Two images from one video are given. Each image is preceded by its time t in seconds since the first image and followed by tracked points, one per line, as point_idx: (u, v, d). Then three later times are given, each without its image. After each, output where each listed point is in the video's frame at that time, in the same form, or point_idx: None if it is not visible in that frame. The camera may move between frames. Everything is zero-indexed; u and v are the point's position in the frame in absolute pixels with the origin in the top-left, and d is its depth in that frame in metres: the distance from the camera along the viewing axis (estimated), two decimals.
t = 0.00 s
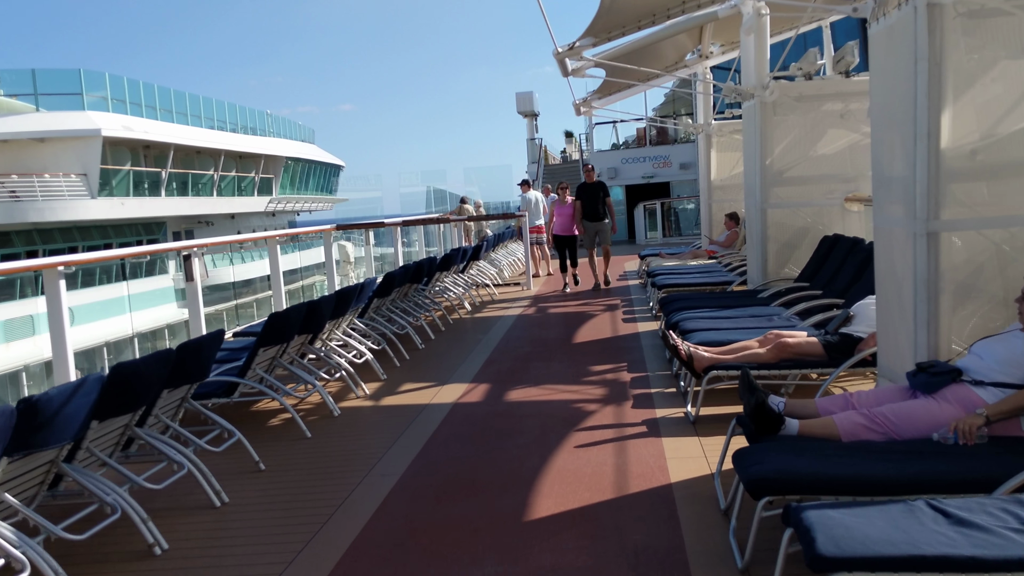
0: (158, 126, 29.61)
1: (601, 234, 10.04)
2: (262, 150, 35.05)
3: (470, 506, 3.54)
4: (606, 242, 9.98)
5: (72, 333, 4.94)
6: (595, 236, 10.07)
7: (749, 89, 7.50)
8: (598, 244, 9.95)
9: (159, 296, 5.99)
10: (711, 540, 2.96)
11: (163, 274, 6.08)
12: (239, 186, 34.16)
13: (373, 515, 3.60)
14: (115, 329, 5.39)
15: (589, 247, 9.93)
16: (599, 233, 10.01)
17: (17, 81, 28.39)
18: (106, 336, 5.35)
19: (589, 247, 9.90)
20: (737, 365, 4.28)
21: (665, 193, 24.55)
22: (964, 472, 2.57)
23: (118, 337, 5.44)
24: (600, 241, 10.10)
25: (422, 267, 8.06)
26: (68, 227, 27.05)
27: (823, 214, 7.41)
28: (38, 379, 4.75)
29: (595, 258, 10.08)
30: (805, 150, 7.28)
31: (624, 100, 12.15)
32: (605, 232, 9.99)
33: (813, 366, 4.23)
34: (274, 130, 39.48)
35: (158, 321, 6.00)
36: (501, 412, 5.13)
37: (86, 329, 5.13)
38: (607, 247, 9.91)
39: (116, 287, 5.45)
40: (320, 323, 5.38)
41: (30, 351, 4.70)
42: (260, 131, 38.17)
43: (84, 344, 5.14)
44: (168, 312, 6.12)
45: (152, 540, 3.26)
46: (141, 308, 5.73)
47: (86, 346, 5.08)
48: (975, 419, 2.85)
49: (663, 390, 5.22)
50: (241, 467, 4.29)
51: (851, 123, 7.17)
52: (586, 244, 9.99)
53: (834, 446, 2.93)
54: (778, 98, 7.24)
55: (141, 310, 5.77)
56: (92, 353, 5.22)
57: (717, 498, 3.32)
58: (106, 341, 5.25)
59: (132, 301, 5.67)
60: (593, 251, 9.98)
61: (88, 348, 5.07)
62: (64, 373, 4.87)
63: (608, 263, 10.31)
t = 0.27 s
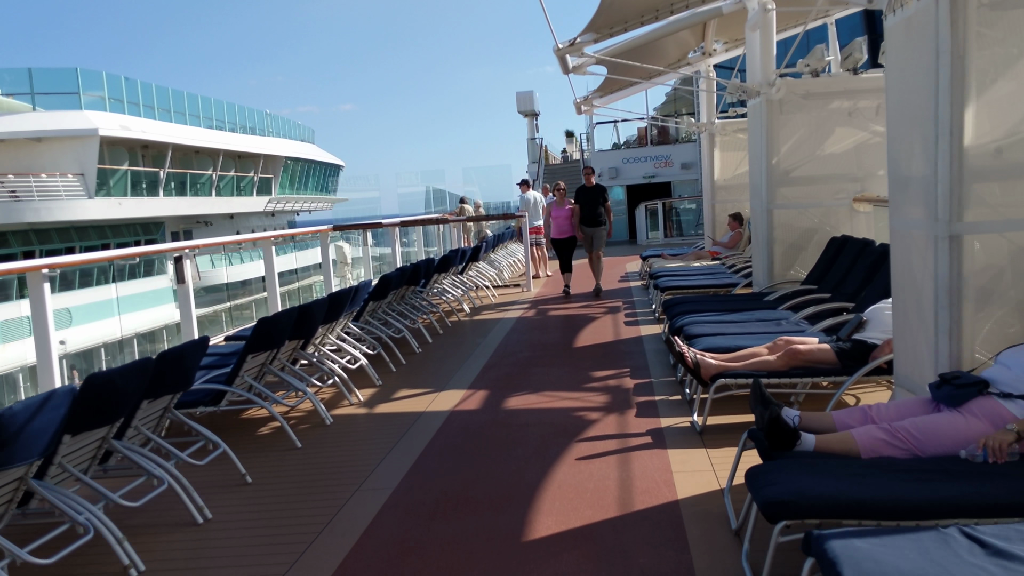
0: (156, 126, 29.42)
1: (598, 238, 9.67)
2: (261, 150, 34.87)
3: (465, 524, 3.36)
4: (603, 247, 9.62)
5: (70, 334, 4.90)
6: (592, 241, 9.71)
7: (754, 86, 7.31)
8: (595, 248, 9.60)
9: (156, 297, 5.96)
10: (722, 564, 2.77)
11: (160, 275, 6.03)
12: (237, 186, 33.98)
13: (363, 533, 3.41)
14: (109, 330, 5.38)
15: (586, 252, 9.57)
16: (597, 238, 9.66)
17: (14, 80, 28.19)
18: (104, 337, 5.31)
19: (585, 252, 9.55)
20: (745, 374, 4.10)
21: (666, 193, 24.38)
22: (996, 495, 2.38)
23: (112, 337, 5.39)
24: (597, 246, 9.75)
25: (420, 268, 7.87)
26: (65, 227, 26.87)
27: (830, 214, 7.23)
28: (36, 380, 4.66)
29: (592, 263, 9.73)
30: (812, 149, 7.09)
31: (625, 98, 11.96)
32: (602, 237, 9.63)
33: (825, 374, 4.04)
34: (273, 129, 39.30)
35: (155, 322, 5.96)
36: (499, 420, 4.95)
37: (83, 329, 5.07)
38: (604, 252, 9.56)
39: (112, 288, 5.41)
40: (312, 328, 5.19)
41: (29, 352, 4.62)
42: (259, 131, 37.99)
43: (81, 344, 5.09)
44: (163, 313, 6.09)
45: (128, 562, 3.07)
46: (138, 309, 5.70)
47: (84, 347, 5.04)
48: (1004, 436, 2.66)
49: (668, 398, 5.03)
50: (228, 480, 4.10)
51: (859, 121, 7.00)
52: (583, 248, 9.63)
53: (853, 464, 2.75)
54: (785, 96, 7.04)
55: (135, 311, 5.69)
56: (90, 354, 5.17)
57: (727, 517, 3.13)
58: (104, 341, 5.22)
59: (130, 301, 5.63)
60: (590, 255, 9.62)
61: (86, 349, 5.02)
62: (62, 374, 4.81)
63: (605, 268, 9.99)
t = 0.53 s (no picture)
0: (154, 125, 29.22)
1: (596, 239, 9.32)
2: (260, 149, 34.68)
3: (460, 544, 3.18)
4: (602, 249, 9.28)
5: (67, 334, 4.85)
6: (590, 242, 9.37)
7: (761, 83, 7.11)
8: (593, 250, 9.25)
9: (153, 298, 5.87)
10: None
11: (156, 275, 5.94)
12: (236, 186, 33.79)
13: (352, 552, 3.23)
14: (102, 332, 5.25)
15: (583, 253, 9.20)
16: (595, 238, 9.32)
17: (11, 79, 28.00)
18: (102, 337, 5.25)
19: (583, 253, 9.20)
20: (753, 383, 3.93)
21: (668, 193, 24.17)
22: None
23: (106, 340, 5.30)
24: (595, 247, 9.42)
25: (417, 270, 7.68)
26: (63, 227, 26.71)
27: (838, 214, 7.04)
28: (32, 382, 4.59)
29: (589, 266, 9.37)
30: (820, 148, 6.91)
31: (627, 97, 11.77)
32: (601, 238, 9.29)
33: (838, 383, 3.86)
34: (272, 128, 39.12)
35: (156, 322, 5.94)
36: (497, 429, 4.77)
37: (79, 330, 5.00)
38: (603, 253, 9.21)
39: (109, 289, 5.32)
40: (304, 332, 5.01)
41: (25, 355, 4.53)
42: (258, 130, 37.80)
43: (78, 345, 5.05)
44: (161, 314, 6.00)
45: None
46: (135, 311, 5.62)
47: (81, 348, 4.98)
48: None
49: (673, 406, 4.84)
50: (213, 493, 3.92)
51: (867, 119, 6.83)
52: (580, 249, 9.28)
53: (875, 484, 2.56)
54: (791, 93, 6.85)
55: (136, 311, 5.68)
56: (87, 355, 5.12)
57: (738, 538, 2.95)
58: (101, 341, 5.17)
59: (126, 303, 5.56)
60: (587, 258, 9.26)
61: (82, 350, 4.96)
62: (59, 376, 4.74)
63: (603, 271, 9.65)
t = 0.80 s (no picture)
0: (151, 125, 29.05)
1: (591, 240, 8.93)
2: (258, 149, 34.51)
3: (444, 561, 3.01)
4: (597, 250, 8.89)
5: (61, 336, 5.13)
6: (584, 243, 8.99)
7: (761, 79, 6.94)
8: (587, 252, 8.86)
9: (138, 301, 6.12)
10: None
11: (141, 279, 6.18)
12: (234, 186, 33.62)
13: (331, 569, 3.06)
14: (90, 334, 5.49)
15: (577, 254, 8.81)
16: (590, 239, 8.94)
17: (7, 79, 27.84)
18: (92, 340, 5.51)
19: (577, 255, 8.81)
20: (755, 390, 3.75)
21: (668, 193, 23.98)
22: None
23: (91, 343, 5.56)
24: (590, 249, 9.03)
25: (410, 271, 7.51)
26: (58, 228, 26.53)
27: (841, 214, 6.87)
28: (30, 383, 4.85)
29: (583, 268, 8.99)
30: (822, 146, 6.74)
31: (625, 95, 11.60)
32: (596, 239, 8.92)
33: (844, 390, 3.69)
34: (270, 129, 38.96)
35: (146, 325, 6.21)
36: (489, 435, 4.60)
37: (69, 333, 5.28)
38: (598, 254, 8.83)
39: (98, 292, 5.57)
40: (288, 336, 4.84)
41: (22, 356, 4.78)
42: (256, 131, 37.63)
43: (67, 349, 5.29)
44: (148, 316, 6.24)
45: None
46: (124, 314, 5.88)
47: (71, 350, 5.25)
48: None
49: (671, 412, 4.67)
50: (189, 506, 3.75)
51: (871, 117, 6.67)
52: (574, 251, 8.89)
53: (887, 501, 2.39)
54: (793, 89, 6.68)
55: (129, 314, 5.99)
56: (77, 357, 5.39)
57: (739, 556, 2.78)
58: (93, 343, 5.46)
59: (119, 304, 5.82)
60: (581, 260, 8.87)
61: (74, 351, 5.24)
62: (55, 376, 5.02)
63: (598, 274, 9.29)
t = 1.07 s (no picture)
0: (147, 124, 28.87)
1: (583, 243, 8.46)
2: (255, 149, 34.32)
3: None
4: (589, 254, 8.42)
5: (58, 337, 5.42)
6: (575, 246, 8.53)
7: (761, 75, 6.75)
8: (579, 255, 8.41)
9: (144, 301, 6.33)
10: None
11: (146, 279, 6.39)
12: (231, 186, 33.44)
13: None
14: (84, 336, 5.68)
15: (567, 257, 8.34)
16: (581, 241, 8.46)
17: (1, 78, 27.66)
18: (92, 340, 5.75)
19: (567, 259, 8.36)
20: (753, 401, 3.57)
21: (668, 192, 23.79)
22: None
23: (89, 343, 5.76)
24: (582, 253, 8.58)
25: (400, 274, 7.32)
26: (54, 228, 26.33)
27: (842, 214, 6.66)
28: (24, 382, 5.14)
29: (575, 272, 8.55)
30: (824, 144, 6.55)
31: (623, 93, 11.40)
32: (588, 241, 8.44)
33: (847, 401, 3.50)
34: (267, 128, 38.77)
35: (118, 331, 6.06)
36: (477, 446, 4.41)
37: (71, 333, 5.54)
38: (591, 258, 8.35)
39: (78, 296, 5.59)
40: (268, 343, 4.65)
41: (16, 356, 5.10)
42: (253, 130, 37.45)
43: (69, 348, 5.57)
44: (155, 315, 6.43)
45: None
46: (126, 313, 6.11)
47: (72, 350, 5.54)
48: None
49: (667, 421, 4.49)
50: (158, 524, 3.57)
51: (874, 114, 6.47)
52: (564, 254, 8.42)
53: (896, 529, 2.21)
54: (793, 86, 6.48)
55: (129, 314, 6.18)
56: (79, 358, 5.64)
57: None
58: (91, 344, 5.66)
59: (116, 304, 5.99)
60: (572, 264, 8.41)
61: (73, 352, 5.50)
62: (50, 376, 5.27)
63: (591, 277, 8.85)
